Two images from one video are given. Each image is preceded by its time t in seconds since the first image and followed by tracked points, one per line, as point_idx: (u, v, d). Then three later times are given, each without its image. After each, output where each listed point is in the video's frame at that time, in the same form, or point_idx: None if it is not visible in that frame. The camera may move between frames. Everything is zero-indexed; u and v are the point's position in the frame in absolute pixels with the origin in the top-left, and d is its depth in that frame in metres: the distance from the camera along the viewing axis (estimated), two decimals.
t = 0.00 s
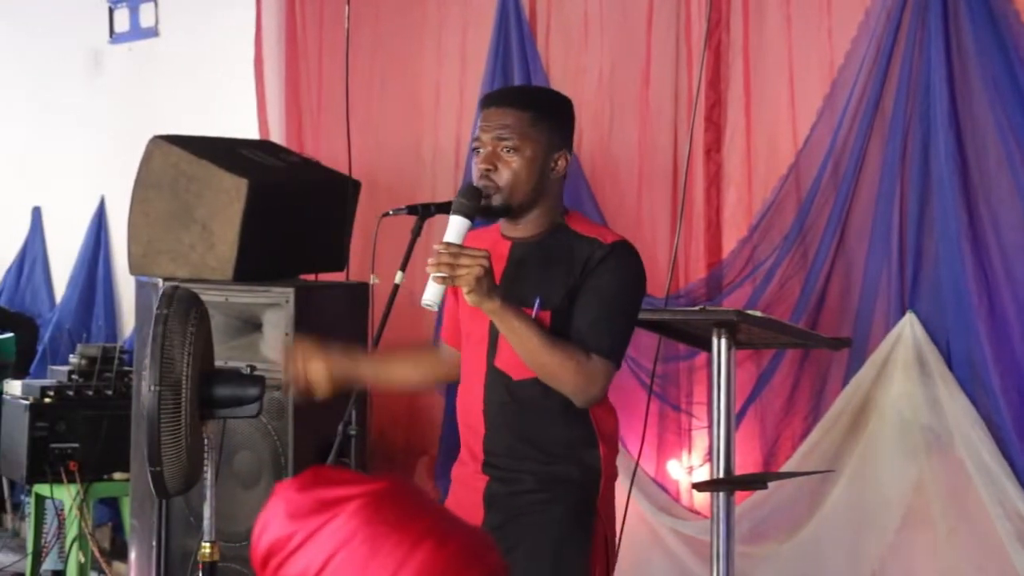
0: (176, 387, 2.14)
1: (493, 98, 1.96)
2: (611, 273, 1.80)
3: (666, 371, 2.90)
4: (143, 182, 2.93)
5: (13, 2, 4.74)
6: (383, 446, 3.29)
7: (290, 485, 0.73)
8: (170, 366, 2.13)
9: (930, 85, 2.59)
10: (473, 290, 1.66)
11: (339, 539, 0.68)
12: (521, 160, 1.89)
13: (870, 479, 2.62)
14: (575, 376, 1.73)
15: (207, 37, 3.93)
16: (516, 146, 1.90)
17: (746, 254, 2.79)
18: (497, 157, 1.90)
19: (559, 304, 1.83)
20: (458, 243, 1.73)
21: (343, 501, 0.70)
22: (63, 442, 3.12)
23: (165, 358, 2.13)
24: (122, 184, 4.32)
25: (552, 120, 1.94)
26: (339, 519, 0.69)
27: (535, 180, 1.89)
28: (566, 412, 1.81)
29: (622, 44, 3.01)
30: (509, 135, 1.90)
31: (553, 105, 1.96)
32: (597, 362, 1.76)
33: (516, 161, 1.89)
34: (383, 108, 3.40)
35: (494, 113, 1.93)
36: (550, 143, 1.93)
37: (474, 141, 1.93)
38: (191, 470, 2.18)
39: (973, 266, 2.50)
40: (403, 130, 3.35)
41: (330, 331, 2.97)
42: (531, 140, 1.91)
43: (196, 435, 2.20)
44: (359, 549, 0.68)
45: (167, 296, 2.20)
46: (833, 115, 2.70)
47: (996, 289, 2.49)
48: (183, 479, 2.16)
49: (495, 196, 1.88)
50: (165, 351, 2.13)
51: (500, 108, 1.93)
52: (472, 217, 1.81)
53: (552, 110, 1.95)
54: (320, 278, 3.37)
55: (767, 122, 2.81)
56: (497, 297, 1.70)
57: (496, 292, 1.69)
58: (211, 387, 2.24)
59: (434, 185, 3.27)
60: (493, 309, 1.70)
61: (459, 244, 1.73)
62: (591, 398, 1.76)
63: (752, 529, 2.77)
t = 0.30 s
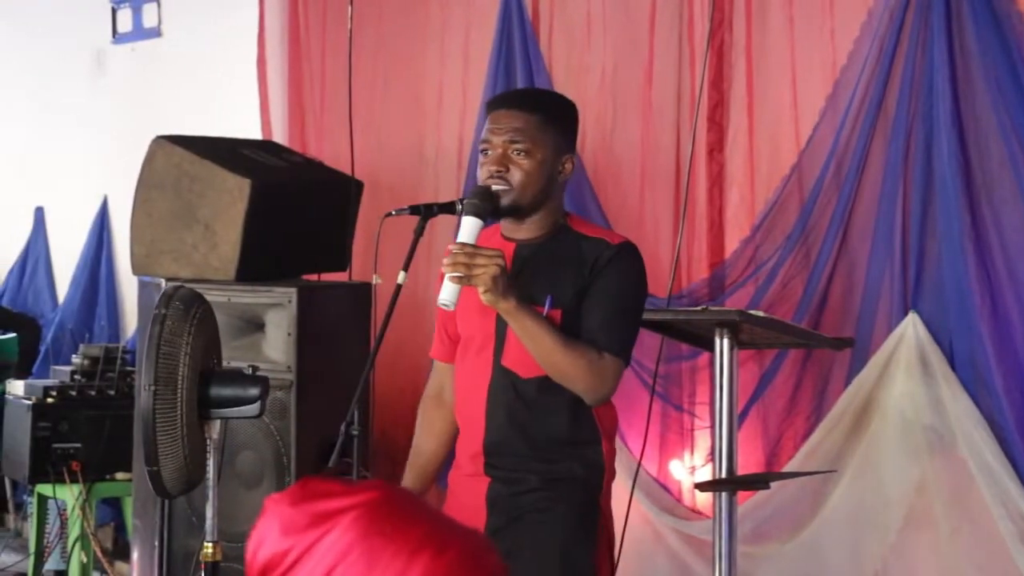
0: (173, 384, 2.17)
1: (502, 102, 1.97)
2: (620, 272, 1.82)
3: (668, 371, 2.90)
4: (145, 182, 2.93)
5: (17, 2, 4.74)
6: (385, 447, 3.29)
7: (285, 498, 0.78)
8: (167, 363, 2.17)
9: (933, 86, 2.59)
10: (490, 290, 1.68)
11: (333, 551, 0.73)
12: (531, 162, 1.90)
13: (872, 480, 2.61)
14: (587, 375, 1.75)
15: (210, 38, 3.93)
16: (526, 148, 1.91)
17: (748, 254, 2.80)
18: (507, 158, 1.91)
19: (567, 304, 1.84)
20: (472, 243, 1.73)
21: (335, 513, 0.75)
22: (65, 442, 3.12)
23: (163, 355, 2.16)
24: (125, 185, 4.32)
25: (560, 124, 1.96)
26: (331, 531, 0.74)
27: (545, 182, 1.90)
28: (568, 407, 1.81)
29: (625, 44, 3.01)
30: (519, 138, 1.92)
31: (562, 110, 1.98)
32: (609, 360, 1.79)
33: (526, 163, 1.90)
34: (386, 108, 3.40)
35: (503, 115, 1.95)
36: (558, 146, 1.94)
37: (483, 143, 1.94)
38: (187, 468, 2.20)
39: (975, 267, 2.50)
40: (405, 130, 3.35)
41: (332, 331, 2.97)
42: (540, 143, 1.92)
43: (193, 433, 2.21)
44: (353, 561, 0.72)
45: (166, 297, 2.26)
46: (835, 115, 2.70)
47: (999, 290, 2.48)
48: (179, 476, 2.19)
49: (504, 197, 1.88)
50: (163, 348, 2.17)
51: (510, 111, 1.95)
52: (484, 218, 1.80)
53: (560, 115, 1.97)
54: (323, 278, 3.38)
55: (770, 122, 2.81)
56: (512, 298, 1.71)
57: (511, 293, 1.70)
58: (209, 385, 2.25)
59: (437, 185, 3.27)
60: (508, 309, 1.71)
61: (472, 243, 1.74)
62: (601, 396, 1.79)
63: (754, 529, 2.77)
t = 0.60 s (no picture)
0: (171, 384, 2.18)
1: (515, 102, 1.99)
2: (636, 275, 1.85)
3: (671, 371, 2.90)
4: (148, 182, 2.94)
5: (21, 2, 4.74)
6: (388, 447, 3.29)
7: (289, 497, 0.78)
8: (166, 363, 2.18)
9: (936, 85, 2.58)
10: (512, 297, 1.73)
11: (339, 550, 0.73)
12: (544, 164, 1.92)
13: (876, 480, 2.61)
14: (607, 378, 1.78)
15: (213, 38, 3.93)
16: (539, 150, 1.93)
17: (751, 254, 2.79)
18: (520, 160, 1.93)
19: (586, 306, 1.87)
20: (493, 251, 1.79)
21: (339, 513, 0.75)
22: (69, 442, 3.12)
23: (162, 354, 2.18)
24: (128, 185, 4.32)
25: (573, 126, 1.98)
26: (336, 530, 0.74)
27: (557, 184, 1.92)
28: (585, 412, 1.84)
29: (628, 44, 3.01)
30: (532, 140, 1.94)
31: (575, 112, 2.01)
32: (629, 364, 1.81)
33: (539, 164, 1.92)
34: (389, 108, 3.40)
35: (516, 116, 1.97)
36: (570, 148, 1.97)
37: (495, 143, 1.95)
38: (188, 468, 2.21)
39: (978, 268, 2.50)
40: (408, 131, 3.35)
41: (335, 331, 2.97)
42: (552, 144, 1.94)
43: (192, 433, 2.23)
44: (358, 559, 0.72)
45: (167, 297, 2.26)
46: (838, 115, 2.70)
47: (1002, 290, 2.48)
48: (179, 477, 2.20)
49: (517, 198, 1.90)
50: (162, 348, 2.18)
51: (523, 111, 1.97)
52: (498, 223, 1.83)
53: (573, 118, 1.99)
54: (326, 278, 3.38)
55: (772, 122, 2.81)
56: (534, 303, 1.75)
57: (533, 299, 1.75)
58: (210, 386, 2.26)
59: (440, 186, 3.28)
60: (531, 315, 1.75)
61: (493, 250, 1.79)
62: (623, 398, 1.81)
63: (758, 529, 2.77)
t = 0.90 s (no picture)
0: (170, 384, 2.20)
1: (547, 93, 1.68)
2: (682, 271, 1.60)
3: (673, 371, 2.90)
4: (151, 182, 2.94)
5: (23, 2, 4.74)
6: (391, 446, 3.29)
7: (292, 500, 0.78)
8: (165, 363, 2.19)
9: (939, 85, 2.59)
10: (558, 301, 1.47)
11: (345, 550, 0.73)
12: (581, 160, 1.62)
13: (878, 480, 2.61)
14: (656, 383, 1.53)
15: (215, 38, 3.93)
16: (576, 145, 1.63)
17: (753, 254, 2.79)
18: (554, 155, 1.63)
19: (628, 305, 1.60)
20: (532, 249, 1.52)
21: (344, 514, 0.75)
22: (71, 442, 3.12)
23: (160, 354, 2.18)
24: (130, 185, 4.32)
25: (613, 120, 1.68)
26: (341, 530, 0.74)
27: (595, 183, 1.63)
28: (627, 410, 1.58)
29: (630, 44, 3.01)
30: (568, 134, 1.63)
31: (614, 104, 1.70)
32: (673, 363, 1.57)
33: (575, 160, 1.62)
34: (391, 108, 3.39)
35: (549, 107, 1.66)
36: (609, 141, 1.66)
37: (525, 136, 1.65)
38: (186, 468, 2.23)
39: (981, 267, 2.50)
40: (411, 131, 3.35)
41: (338, 331, 2.97)
42: (591, 140, 1.63)
43: (191, 433, 2.24)
44: (365, 559, 0.72)
45: (168, 296, 2.26)
46: (841, 115, 2.70)
47: (1005, 290, 2.48)
48: (178, 476, 2.22)
49: (550, 199, 1.61)
50: (160, 348, 2.19)
51: (556, 102, 1.66)
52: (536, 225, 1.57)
53: (611, 109, 1.69)
54: (329, 278, 3.37)
55: (774, 121, 2.81)
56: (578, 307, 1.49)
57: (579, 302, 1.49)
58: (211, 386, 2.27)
59: (442, 186, 3.27)
60: (575, 318, 1.49)
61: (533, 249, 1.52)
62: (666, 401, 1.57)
63: (760, 529, 2.77)
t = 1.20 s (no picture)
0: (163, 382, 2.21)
1: (576, 88, 1.56)
2: (723, 260, 1.50)
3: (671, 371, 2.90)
4: (149, 182, 2.94)
5: (20, 2, 4.74)
6: (389, 446, 3.29)
7: (289, 499, 0.78)
8: (160, 362, 2.21)
9: (936, 85, 2.59)
10: (599, 291, 1.35)
11: (342, 551, 0.73)
12: (612, 154, 1.49)
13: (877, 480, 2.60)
14: (703, 378, 1.41)
15: (213, 37, 3.92)
16: (606, 138, 1.49)
17: (751, 254, 2.80)
18: (584, 148, 1.49)
19: (669, 300, 1.48)
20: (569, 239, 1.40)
21: (341, 513, 0.75)
22: (69, 442, 3.12)
23: (155, 354, 2.20)
24: (127, 185, 4.32)
25: (647, 115, 1.55)
26: (338, 530, 0.74)
27: (626, 178, 1.50)
28: (673, 412, 1.46)
29: (628, 44, 3.00)
30: (599, 127, 1.50)
31: (648, 99, 1.57)
32: (716, 356, 1.45)
33: (606, 154, 1.49)
34: (389, 108, 3.38)
35: (579, 101, 1.53)
36: (642, 135, 1.53)
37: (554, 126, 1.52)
38: (181, 467, 2.24)
39: (979, 267, 2.50)
40: (409, 131, 3.34)
41: (336, 331, 2.97)
42: (623, 134, 1.50)
43: (185, 431, 2.25)
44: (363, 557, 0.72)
45: (165, 296, 2.27)
46: (838, 115, 2.70)
47: (1003, 290, 2.49)
48: (172, 475, 2.23)
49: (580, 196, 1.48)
50: (154, 347, 2.22)
51: (586, 95, 1.53)
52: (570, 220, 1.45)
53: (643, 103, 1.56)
54: (326, 278, 3.36)
55: (772, 121, 2.82)
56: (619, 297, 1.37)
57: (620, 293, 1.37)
58: (206, 385, 2.28)
59: (440, 186, 3.27)
60: (616, 310, 1.37)
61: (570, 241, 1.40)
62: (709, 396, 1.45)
63: (757, 529, 2.77)
